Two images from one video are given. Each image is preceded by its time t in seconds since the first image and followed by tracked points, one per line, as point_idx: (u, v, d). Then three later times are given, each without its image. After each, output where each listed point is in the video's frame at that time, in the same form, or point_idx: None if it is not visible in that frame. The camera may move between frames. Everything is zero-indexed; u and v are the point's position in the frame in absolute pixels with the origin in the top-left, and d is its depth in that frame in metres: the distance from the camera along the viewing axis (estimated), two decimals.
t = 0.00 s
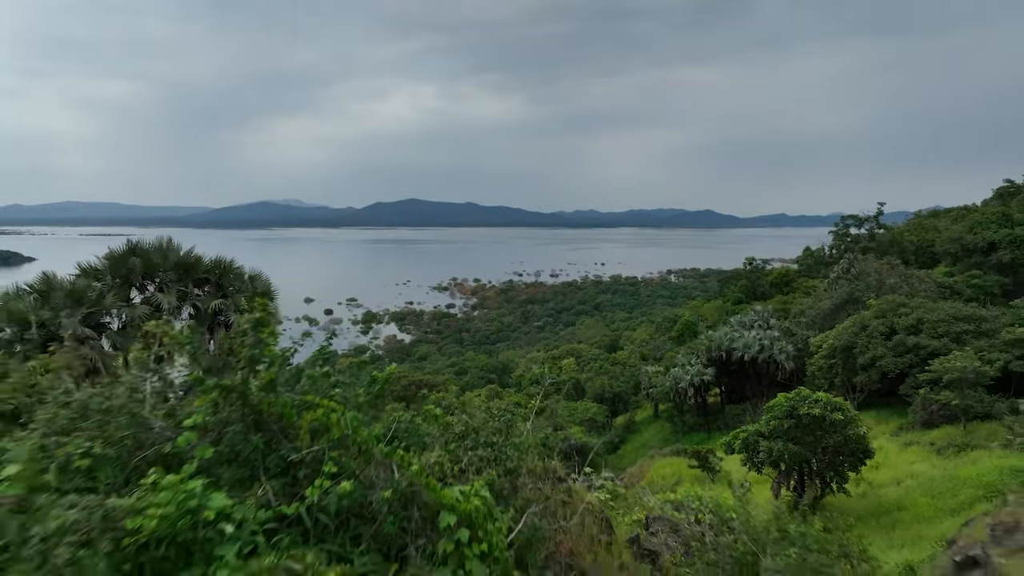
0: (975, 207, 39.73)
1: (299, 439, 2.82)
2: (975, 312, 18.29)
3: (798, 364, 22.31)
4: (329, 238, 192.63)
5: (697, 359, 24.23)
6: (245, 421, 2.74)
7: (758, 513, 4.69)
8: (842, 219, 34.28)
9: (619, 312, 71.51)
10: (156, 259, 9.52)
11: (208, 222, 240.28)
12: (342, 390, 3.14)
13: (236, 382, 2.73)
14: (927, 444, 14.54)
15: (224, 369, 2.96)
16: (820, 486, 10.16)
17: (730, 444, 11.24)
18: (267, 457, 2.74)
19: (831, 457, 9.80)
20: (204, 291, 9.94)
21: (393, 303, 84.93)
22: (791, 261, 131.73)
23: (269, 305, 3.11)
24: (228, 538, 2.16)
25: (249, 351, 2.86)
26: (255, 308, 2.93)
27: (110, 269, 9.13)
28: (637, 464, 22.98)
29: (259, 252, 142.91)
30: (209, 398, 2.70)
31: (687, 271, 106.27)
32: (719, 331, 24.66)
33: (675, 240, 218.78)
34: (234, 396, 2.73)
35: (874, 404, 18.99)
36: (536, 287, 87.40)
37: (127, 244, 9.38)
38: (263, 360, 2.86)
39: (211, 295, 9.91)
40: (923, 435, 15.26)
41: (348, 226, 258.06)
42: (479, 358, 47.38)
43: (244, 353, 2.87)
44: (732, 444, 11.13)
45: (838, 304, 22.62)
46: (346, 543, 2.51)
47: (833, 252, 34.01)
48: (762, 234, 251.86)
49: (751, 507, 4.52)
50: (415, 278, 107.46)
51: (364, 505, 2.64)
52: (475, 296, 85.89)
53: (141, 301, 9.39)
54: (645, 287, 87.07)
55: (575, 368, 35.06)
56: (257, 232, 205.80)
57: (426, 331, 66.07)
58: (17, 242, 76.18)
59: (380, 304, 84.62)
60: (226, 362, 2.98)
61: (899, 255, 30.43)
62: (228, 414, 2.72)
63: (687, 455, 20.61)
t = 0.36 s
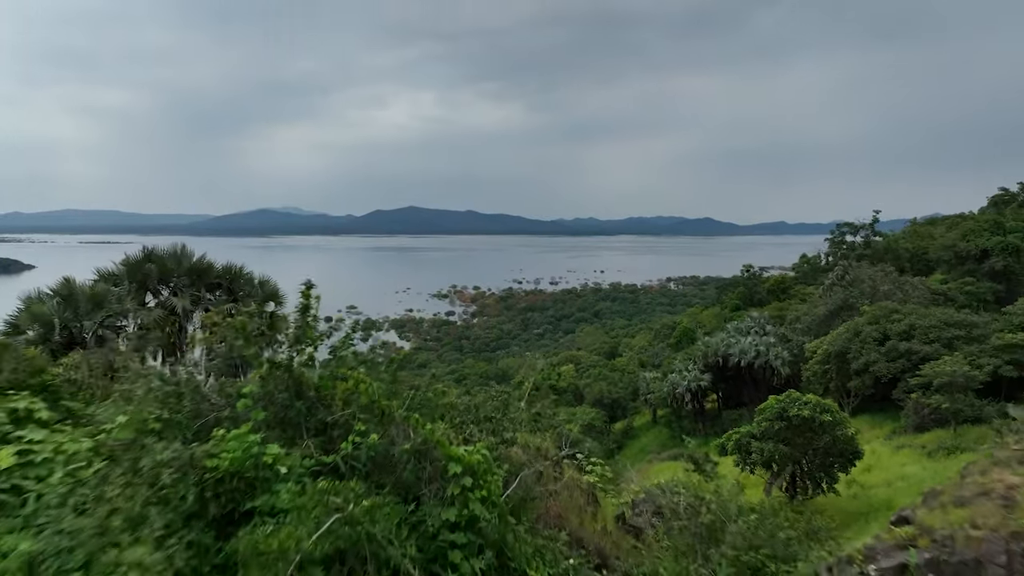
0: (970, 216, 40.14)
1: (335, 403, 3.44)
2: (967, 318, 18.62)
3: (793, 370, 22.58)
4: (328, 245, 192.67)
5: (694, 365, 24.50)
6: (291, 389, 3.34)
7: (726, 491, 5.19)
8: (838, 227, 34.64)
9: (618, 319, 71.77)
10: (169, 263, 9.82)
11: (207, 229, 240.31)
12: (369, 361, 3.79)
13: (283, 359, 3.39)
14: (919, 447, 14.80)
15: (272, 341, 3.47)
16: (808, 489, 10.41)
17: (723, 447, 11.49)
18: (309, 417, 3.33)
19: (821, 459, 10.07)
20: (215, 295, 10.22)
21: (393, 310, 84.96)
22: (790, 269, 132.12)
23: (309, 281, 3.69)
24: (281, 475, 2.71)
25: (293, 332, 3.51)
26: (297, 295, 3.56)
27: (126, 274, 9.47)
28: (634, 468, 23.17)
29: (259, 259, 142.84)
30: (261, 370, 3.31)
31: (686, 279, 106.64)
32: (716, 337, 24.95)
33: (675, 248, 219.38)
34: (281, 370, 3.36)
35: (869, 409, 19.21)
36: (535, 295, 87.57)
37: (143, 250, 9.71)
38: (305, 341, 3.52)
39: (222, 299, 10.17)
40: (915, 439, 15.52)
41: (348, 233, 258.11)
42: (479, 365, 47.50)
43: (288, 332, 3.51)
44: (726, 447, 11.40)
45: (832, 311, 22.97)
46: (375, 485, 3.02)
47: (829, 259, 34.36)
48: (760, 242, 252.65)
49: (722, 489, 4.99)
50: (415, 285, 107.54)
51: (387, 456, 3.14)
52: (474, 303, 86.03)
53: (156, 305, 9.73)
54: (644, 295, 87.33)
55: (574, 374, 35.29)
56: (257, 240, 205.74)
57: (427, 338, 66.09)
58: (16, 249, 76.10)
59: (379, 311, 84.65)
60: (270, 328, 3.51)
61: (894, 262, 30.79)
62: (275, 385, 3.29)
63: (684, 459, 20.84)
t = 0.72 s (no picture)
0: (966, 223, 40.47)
1: (358, 381, 3.94)
2: (958, 323, 18.94)
3: (789, 375, 22.86)
4: (327, 252, 192.85)
5: (691, 370, 24.79)
6: (320, 370, 3.96)
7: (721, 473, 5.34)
8: (834, 234, 34.99)
9: (618, 326, 71.98)
10: (182, 270, 10.21)
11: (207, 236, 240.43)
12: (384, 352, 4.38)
13: (313, 346, 3.99)
14: (910, 450, 15.06)
15: (305, 328, 4.07)
16: (800, 490, 10.66)
17: (717, 448, 11.79)
18: (337, 394, 3.93)
19: (813, 461, 10.32)
20: (226, 300, 10.58)
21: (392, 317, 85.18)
22: (788, 276, 132.42)
23: (338, 277, 4.14)
24: (315, 439, 3.38)
25: (325, 321, 4.04)
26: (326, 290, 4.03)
27: (141, 278, 9.85)
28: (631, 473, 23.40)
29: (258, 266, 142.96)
30: (295, 354, 3.93)
31: (686, 286, 106.92)
32: (713, 343, 25.25)
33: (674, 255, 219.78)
34: (312, 354, 3.98)
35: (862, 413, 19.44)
36: (535, 302, 87.85)
37: (157, 255, 10.10)
38: (334, 329, 4.04)
39: (232, 304, 10.53)
40: (907, 442, 15.76)
41: (348, 240, 258.39)
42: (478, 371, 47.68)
43: (321, 321, 4.05)
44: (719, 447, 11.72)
45: (828, 316, 23.32)
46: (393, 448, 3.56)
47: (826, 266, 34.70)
48: (760, 250, 253.04)
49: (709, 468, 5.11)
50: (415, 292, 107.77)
51: (402, 427, 3.66)
52: (474, 310, 86.22)
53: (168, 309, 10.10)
54: (643, 302, 87.70)
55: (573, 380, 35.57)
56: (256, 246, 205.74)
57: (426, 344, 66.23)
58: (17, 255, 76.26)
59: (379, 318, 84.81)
60: (303, 320, 4.09)
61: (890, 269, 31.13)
62: (307, 367, 3.95)
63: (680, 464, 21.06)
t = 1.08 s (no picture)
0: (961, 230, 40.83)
1: (373, 367, 4.64)
2: (949, 328, 19.26)
3: (785, 381, 23.15)
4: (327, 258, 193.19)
5: (688, 375, 25.12)
6: (341, 357, 4.64)
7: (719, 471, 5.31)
8: (830, 240, 35.37)
9: (617, 332, 72.25)
10: (194, 275, 10.54)
11: (207, 243, 240.75)
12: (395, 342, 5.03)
13: (335, 336, 4.65)
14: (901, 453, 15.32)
15: (326, 320, 4.71)
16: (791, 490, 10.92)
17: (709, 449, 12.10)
18: (356, 378, 4.62)
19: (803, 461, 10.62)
20: (235, 304, 10.85)
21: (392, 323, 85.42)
22: (787, 282, 132.68)
23: (358, 277, 4.76)
24: (339, 415, 4.07)
25: (345, 314, 4.71)
26: (346, 288, 4.66)
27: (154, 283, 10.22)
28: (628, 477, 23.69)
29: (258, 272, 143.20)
30: (319, 343, 4.60)
31: (685, 292, 107.25)
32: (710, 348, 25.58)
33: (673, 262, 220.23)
34: (334, 343, 4.64)
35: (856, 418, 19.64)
36: (535, 308, 88.13)
37: (170, 261, 10.46)
38: (353, 322, 4.71)
39: (241, 308, 10.79)
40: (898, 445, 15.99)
41: (347, 247, 258.85)
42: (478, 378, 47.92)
43: (342, 314, 4.71)
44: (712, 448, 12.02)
45: (823, 322, 23.68)
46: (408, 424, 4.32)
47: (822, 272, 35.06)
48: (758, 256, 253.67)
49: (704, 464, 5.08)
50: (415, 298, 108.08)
51: (413, 408, 4.41)
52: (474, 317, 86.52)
53: (181, 313, 10.47)
54: (643, 308, 88.05)
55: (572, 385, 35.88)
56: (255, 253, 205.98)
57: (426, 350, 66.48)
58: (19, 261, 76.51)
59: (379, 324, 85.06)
60: (326, 313, 4.73)
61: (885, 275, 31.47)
62: (329, 354, 4.62)
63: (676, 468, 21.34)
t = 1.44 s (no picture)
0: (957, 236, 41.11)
1: (386, 359, 5.13)
2: (942, 333, 19.54)
3: (781, 385, 23.36)
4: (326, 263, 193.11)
5: (686, 379, 25.32)
6: (354, 350, 5.10)
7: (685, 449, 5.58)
8: (827, 246, 35.65)
9: (616, 338, 72.32)
10: (203, 279, 10.87)
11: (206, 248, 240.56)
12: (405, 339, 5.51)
13: (350, 332, 5.12)
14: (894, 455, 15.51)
15: (342, 316, 5.13)
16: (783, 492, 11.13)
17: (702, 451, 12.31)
18: (369, 370, 5.10)
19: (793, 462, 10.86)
20: (242, 308, 11.14)
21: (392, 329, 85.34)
22: (785, 288, 132.79)
23: (372, 279, 5.13)
24: (354, 401, 4.67)
25: (360, 312, 5.15)
26: (361, 289, 5.07)
27: (164, 287, 10.53)
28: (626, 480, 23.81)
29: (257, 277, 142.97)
30: (335, 339, 5.07)
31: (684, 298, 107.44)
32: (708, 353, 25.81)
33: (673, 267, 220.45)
34: (348, 339, 5.11)
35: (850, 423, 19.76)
36: (534, 313, 88.19)
37: (180, 266, 10.79)
38: (366, 319, 5.16)
39: (248, 312, 11.08)
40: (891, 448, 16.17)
41: (347, 253, 258.81)
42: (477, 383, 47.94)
43: (357, 311, 5.14)
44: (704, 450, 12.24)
45: (818, 326, 23.94)
46: (415, 410, 4.84)
47: (819, 277, 35.33)
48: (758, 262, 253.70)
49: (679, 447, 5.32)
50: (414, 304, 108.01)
51: (422, 396, 4.94)
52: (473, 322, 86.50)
53: (190, 316, 10.77)
54: (642, 314, 88.15)
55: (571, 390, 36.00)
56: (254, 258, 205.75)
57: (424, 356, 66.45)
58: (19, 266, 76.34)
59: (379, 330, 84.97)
60: (341, 310, 5.14)
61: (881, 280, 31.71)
62: (343, 348, 5.09)
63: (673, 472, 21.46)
